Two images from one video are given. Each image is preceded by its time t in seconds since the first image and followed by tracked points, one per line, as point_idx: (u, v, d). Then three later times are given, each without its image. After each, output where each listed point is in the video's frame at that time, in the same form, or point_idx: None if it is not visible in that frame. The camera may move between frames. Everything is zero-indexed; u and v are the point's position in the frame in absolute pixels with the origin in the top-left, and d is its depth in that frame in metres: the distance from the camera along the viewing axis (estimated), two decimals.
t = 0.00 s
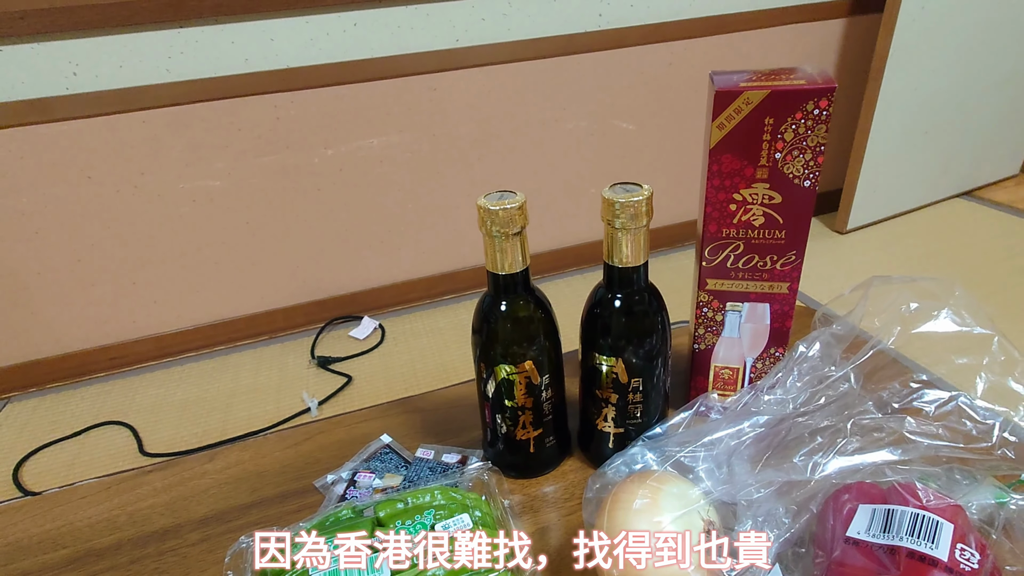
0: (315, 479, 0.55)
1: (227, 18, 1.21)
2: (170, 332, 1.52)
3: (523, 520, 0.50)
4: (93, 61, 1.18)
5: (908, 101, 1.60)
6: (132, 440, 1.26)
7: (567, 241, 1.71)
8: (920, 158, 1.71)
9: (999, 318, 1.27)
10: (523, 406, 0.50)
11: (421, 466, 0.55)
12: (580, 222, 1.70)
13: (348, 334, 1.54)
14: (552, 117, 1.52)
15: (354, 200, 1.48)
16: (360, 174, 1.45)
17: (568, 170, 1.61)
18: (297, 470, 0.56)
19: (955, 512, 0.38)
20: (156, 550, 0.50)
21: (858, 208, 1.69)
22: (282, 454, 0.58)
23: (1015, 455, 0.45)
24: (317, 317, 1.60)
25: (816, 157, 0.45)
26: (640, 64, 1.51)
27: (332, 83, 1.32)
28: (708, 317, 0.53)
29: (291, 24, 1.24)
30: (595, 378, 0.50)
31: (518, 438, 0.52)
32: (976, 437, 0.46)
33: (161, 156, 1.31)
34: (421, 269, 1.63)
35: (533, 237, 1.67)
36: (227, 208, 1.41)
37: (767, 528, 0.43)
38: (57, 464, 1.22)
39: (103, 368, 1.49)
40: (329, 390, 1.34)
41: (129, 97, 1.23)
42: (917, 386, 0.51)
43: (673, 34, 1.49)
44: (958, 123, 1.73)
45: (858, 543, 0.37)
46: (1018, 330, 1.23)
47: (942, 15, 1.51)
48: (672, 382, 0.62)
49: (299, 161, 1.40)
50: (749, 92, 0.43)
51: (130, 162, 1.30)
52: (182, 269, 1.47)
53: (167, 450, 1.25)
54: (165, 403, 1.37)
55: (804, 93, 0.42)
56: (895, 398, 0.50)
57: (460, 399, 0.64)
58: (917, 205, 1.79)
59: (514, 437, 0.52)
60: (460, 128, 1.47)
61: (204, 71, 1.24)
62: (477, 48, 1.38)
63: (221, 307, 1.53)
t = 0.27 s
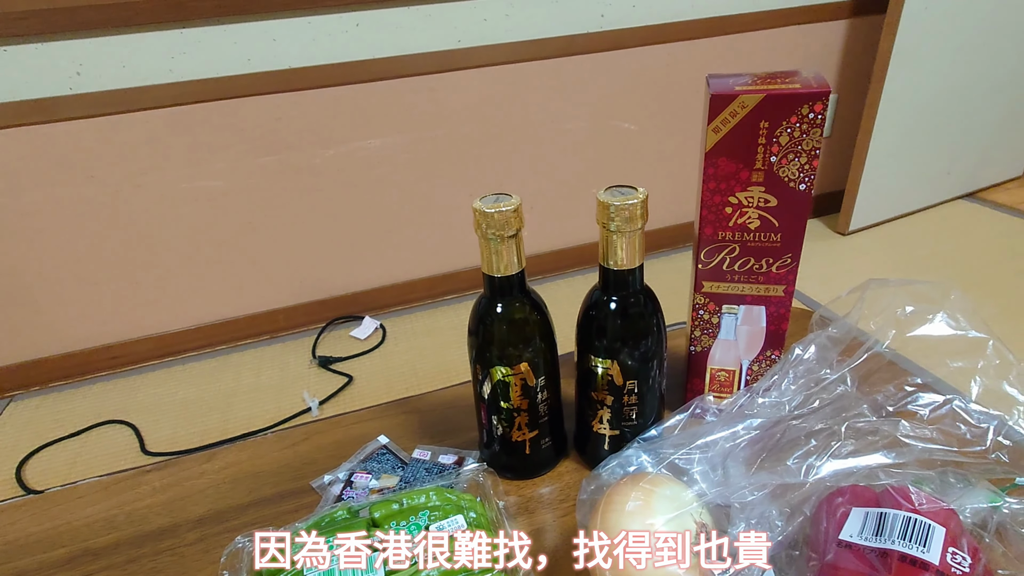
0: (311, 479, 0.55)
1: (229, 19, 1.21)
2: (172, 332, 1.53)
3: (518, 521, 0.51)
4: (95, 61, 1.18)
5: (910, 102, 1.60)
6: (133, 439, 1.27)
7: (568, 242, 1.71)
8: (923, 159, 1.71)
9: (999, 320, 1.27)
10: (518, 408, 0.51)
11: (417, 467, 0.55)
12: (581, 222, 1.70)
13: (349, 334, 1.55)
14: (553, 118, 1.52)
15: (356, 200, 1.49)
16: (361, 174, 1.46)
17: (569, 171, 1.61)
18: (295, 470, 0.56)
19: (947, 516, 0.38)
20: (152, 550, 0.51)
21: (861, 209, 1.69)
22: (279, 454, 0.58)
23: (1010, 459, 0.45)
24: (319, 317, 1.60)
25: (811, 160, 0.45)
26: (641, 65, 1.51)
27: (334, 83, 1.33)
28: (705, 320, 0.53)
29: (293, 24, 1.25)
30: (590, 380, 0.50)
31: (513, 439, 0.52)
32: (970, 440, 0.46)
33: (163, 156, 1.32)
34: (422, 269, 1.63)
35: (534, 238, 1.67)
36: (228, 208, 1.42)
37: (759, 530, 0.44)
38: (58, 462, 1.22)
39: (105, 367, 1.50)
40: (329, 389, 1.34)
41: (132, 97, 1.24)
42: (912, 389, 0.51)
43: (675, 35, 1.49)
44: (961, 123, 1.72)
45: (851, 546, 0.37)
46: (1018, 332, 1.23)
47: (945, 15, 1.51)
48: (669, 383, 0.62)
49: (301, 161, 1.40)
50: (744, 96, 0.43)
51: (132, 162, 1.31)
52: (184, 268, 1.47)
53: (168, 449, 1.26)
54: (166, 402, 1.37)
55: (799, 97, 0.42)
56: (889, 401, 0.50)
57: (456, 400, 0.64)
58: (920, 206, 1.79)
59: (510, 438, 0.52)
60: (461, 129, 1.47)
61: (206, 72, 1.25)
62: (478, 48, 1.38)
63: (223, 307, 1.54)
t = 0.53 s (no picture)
0: (306, 476, 0.56)
1: (231, 19, 1.22)
2: (174, 330, 1.54)
3: (509, 519, 0.51)
4: (99, 61, 1.20)
5: (913, 104, 1.59)
6: (135, 436, 1.28)
7: (569, 242, 1.71)
8: (925, 161, 1.71)
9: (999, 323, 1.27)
10: (510, 406, 0.51)
11: (411, 464, 0.56)
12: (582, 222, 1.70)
13: (350, 333, 1.56)
14: (555, 118, 1.52)
15: (357, 200, 1.49)
16: (363, 174, 1.46)
17: (570, 171, 1.61)
18: (290, 467, 0.57)
19: (930, 516, 0.38)
20: (148, 544, 0.51)
21: (862, 210, 1.69)
22: (275, 450, 0.59)
23: (995, 459, 0.45)
24: (320, 315, 1.61)
25: (800, 162, 0.45)
26: (643, 66, 1.51)
27: (336, 83, 1.33)
28: (696, 320, 0.53)
29: (296, 24, 1.26)
30: (581, 379, 0.50)
31: (505, 438, 0.53)
32: (956, 441, 0.46)
33: (166, 155, 1.33)
34: (423, 268, 1.64)
35: (535, 238, 1.68)
36: (230, 206, 1.42)
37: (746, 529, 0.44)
38: (61, 458, 1.24)
39: (108, 364, 1.51)
40: (329, 388, 1.35)
41: (136, 97, 1.25)
42: (900, 390, 0.51)
43: (676, 36, 1.49)
44: (964, 125, 1.72)
45: (835, 545, 0.38)
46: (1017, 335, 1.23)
47: (947, 17, 1.51)
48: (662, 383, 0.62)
49: (303, 160, 1.41)
50: (733, 98, 0.43)
51: (135, 160, 1.32)
52: (186, 267, 1.48)
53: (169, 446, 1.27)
54: (168, 400, 1.38)
55: (788, 99, 0.43)
56: (877, 402, 0.50)
57: (451, 399, 0.64)
58: (922, 208, 1.78)
59: (501, 437, 0.53)
60: (462, 129, 1.47)
61: (209, 72, 1.26)
62: (480, 49, 1.38)
63: (225, 305, 1.55)
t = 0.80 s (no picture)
0: (298, 474, 0.57)
1: (235, 20, 1.23)
2: (176, 328, 1.55)
3: (497, 518, 0.52)
4: (104, 61, 1.21)
5: (915, 107, 1.59)
6: (136, 433, 1.29)
7: (569, 243, 1.72)
8: (927, 164, 1.70)
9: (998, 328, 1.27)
10: (498, 407, 0.52)
11: (401, 463, 0.56)
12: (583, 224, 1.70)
13: (351, 332, 1.57)
14: (556, 120, 1.53)
15: (358, 200, 1.50)
16: (364, 174, 1.47)
17: (571, 173, 1.61)
18: (283, 465, 0.58)
19: (907, 519, 0.39)
20: (142, 540, 0.52)
21: (863, 213, 1.69)
22: (269, 448, 0.60)
23: (975, 463, 0.46)
24: (321, 314, 1.62)
25: (785, 168, 0.45)
26: (644, 67, 1.52)
27: (338, 84, 1.34)
28: (684, 323, 0.54)
29: (298, 25, 1.27)
30: (568, 381, 0.51)
31: (494, 438, 0.53)
32: (936, 445, 0.47)
33: (169, 154, 1.34)
34: (424, 269, 1.65)
35: (536, 239, 1.68)
36: (232, 205, 1.43)
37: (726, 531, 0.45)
38: (63, 454, 1.25)
39: (111, 361, 1.53)
40: (329, 387, 1.36)
41: (140, 96, 1.26)
42: (882, 395, 0.52)
43: (678, 38, 1.50)
44: (966, 128, 1.72)
45: (812, 548, 0.38)
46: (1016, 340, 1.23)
47: (949, 19, 1.51)
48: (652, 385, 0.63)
49: (305, 160, 1.42)
50: (718, 104, 0.44)
51: (138, 160, 1.33)
52: (189, 265, 1.49)
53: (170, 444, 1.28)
54: (169, 397, 1.39)
55: (771, 106, 0.43)
56: (858, 405, 0.51)
57: (444, 399, 0.65)
58: (925, 211, 1.78)
59: (490, 437, 0.53)
60: (464, 130, 1.48)
61: (212, 72, 1.27)
62: (481, 50, 1.39)
63: (227, 303, 1.56)
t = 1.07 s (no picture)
0: (288, 473, 0.57)
1: (237, 21, 1.25)
2: (177, 325, 1.56)
3: (483, 518, 0.52)
4: (108, 61, 1.23)
5: (916, 110, 1.59)
6: (137, 429, 1.30)
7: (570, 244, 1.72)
8: (928, 168, 1.70)
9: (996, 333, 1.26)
10: (485, 408, 0.52)
11: (390, 463, 0.57)
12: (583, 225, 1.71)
13: (350, 331, 1.57)
14: (556, 121, 1.53)
15: (359, 200, 1.51)
16: (365, 175, 1.48)
17: (572, 174, 1.62)
18: (274, 463, 0.59)
19: (882, 524, 0.39)
20: (134, 535, 0.53)
21: (865, 216, 1.69)
22: (261, 446, 0.61)
23: (952, 469, 0.47)
24: (322, 313, 1.63)
25: (768, 174, 0.46)
26: (645, 69, 1.52)
27: (339, 84, 1.35)
28: (671, 326, 0.54)
29: (300, 26, 1.28)
30: (555, 384, 0.51)
31: (481, 439, 0.54)
32: (914, 448, 0.49)
33: (171, 154, 1.35)
34: (424, 269, 1.65)
35: (536, 239, 1.69)
36: (234, 204, 1.45)
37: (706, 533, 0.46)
38: (64, 449, 1.26)
39: (113, 358, 1.54)
40: (328, 385, 1.37)
41: (143, 96, 1.27)
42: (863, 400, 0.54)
43: (679, 40, 1.50)
44: (969, 132, 1.71)
45: (788, 550, 0.39)
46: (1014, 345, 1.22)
47: (950, 22, 1.51)
48: (641, 388, 0.63)
49: (306, 160, 1.43)
50: (702, 110, 0.44)
51: (141, 159, 1.35)
52: (190, 263, 1.50)
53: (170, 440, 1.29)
54: (170, 394, 1.41)
55: (755, 113, 0.43)
56: (839, 410, 0.53)
57: (435, 399, 0.66)
58: (927, 215, 1.77)
59: (478, 438, 0.54)
60: (464, 131, 1.49)
61: (214, 72, 1.29)
62: (482, 51, 1.40)
63: (228, 302, 1.57)
